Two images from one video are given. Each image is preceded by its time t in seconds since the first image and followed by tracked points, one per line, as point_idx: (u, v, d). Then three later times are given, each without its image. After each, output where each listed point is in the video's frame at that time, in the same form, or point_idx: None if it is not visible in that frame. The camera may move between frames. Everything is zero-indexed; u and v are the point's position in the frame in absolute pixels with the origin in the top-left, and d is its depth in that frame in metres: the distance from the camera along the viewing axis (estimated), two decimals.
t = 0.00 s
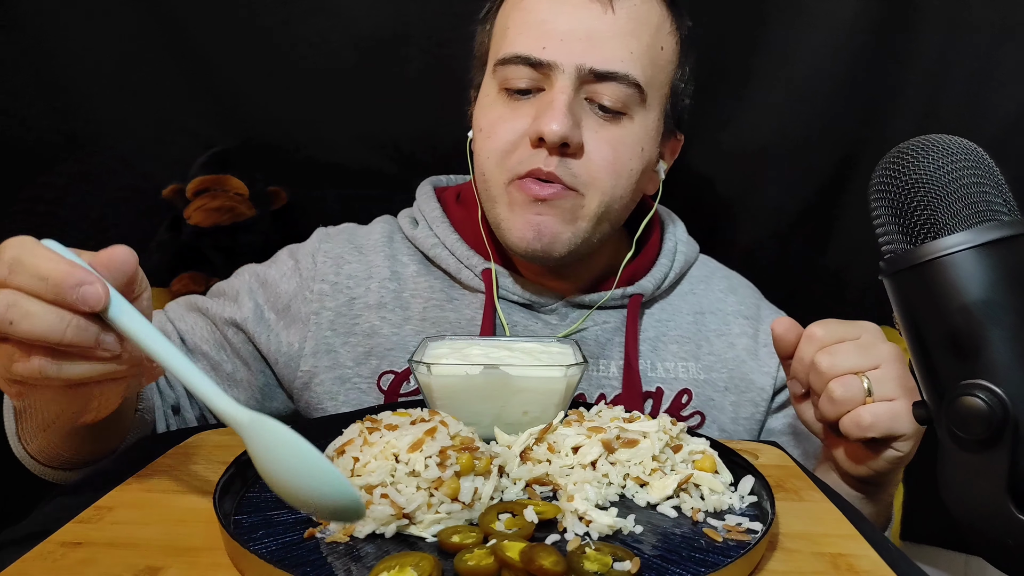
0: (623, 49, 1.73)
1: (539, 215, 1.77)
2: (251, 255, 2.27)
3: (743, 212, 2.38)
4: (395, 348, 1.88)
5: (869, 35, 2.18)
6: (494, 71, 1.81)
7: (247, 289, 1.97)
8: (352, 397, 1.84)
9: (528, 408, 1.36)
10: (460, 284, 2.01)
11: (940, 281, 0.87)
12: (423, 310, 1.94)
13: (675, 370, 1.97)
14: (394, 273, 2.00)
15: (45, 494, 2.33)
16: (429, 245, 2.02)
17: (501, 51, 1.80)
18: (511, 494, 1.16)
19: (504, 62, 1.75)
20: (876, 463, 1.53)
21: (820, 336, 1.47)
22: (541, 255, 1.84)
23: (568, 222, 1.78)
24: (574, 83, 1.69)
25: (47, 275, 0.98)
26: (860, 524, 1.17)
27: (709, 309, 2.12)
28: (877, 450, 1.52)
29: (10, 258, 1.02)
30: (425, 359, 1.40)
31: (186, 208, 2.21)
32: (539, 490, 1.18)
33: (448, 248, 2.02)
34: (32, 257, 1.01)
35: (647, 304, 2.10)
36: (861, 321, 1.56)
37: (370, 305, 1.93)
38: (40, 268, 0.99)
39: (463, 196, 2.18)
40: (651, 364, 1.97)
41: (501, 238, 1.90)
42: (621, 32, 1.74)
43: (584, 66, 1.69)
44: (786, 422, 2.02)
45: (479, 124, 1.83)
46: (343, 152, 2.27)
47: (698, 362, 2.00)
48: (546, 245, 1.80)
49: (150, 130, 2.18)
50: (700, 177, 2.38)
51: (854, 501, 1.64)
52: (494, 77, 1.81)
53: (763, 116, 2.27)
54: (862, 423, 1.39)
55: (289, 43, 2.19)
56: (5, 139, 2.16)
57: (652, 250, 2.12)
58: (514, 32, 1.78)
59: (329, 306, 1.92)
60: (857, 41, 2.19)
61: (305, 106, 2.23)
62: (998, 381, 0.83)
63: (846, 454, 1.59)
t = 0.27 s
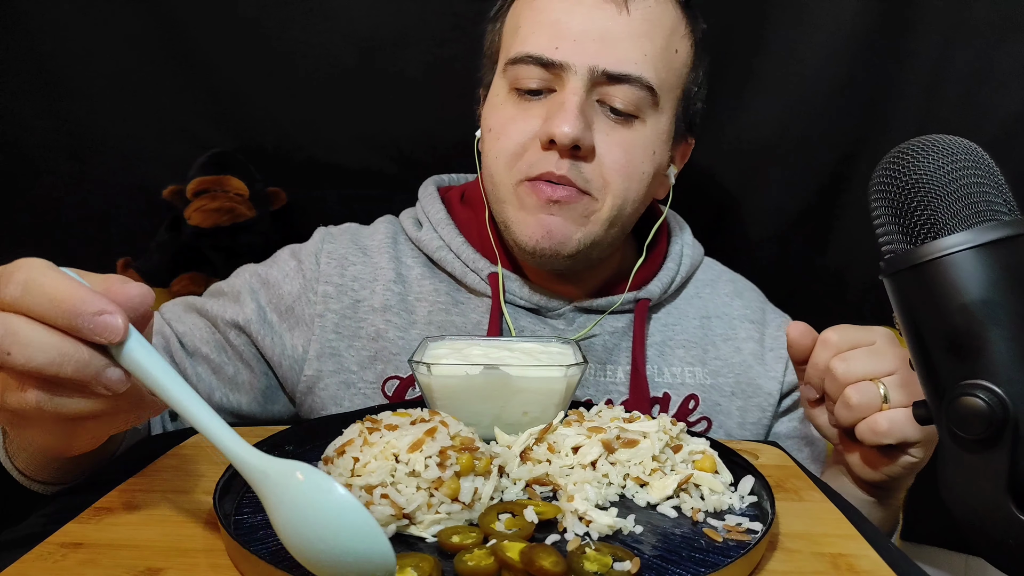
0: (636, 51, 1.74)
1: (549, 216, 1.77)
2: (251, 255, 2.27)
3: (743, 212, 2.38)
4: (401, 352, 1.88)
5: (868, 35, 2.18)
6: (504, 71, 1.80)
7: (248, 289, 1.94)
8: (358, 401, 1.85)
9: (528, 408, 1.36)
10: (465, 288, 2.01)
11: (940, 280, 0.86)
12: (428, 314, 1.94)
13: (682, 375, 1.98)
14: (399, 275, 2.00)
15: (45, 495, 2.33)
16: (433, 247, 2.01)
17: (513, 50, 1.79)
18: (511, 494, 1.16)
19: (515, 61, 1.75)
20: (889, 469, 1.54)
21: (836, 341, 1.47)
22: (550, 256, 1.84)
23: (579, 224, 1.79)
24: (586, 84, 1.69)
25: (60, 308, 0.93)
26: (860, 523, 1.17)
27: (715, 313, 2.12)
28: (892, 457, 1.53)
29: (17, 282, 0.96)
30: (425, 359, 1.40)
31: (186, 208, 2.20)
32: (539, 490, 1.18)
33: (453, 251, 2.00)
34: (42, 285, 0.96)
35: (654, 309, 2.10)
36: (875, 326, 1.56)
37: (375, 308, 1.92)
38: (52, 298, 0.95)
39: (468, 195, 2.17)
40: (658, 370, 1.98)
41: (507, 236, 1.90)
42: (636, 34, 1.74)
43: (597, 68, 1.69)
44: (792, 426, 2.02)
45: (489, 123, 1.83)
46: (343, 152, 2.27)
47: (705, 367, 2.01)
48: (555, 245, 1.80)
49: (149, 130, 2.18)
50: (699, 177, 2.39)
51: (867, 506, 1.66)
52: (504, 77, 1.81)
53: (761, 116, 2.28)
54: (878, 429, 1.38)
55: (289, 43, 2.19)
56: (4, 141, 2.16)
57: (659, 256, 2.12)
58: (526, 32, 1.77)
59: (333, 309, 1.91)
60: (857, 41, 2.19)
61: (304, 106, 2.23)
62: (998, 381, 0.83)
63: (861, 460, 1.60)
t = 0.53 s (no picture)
0: (640, 52, 1.74)
1: (549, 213, 1.77)
2: (251, 255, 2.27)
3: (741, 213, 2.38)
4: (403, 353, 1.90)
5: (866, 34, 2.18)
6: (507, 72, 1.80)
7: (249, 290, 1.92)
8: (359, 403, 1.87)
9: (528, 408, 1.36)
10: (468, 290, 2.01)
11: (940, 281, 0.87)
12: (431, 316, 1.95)
13: (684, 378, 1.98)
14: (401, 276, 1.99)
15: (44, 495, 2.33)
16: (436, 248, 2.00)
17: (517, 51, 1.79)
18: (511, 494, 1.16)
19: (520, 62, 1.75)
20: (894, 469, 1.56)
21: (841, 341, 1.48)
22: (550, 252, 1.84)
23: (578, 224, 1.79)
24: (589, 86, 1.68)
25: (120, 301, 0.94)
26: (859, 521, 1.17)
27: (718, 316, 2.12)
28: (896, 456, 1.54)
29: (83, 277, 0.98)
30: (425, 359, 1.40)
31: (186, 208, 2.20)
32: (539, 490, 1.18)
33: (455, 252, 2.00)
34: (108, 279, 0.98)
35: (657, 312, 2.10)
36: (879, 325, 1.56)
37: (377, 310, 1.93)
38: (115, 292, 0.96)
39: (470, 196, 2.19)
40: (660, 373, 1.99)
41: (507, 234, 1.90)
42: (640, 36, 1.74)
43: (601, 69, 1.69)
44: (793, 428, 2.03)
45: (492, 124, 1.83)
46: (342, 153, 2.27)
47: (707, 370, 2.01)
48: (555, 242, 1.80)
49: (147, 130, 2.18)
50: (698, 177, 2.40)
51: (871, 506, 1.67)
52: (508, 78, 1.81)
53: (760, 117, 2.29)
54: (883, 429, 1.39)
55: (287, 43, 2.18)
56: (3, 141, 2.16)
57: (661, 258, 2.13)
58: (530, 32, 1.77)
59: (336, 310, 1.91)
60: (856, 42, 2.19)
61: (303, 106, 2.23)
62: (997, 381, 0.83)
63: (866, 459, 1.61)
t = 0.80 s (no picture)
0: (640, 53, 1.74)
1: (550, 216, 1.77)
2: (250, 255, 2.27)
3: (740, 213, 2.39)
4: (404, 352, 1.89)
5: (866, 35, 2.19)
6: (508, 73, 1.80)
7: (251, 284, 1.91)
8: (359, 402, 1.87)
9: (528, 408, 1.36)
10: (469, 289, 2.01)
11: (940, 281, 0.87)
12: (432, 315, 1.95)
13: (684, 379, 1.98)
14: (402, 275, 1.99)
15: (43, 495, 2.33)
16: (437, 248, 2.00)
17: (517, 52, 1.79)
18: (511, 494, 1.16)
19: (520, 63, 1.75)
20: (892, 468, 1.56)
21: (840, 340, 1.48)
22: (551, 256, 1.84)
23: (580, 224, 1.79)
24: (589, 86, 1.69)
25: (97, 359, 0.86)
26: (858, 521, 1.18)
27: (718, 318, 2.12)
28: (895, 456, 1.54)
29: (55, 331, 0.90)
30: (425, 359, 1.40)
31: (185, 208, 2.14)
32: (539, 490, 1.19)
33: (456, 251, 2.00)
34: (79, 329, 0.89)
35: (657, 313, 2.11)
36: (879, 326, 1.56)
37: (379, 308, 1.93)
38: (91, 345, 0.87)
39: (472, 196, 2.18)
40: (660, 373, 1.99)
41: (508, 238, 1.90)
42: (640, 35, 1.74)
43: (601, 70, 1.69)
44: (793, 429, 2.03)
45: (493, 125, 1.83)
46: (341, 153, 2.27)
47: (707, 371, 2.01)
48: (555, 247, 1.81)
49: (147, 130, 2.18)
50: (697, 177, 2.40)
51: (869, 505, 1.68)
52: (508, 79, 1.81)
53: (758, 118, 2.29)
54: (882, 428, 1.39)
55: (287, 43, 2.18)
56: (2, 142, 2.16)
57: (662, 260, 2.13)
58: (530, 33, 1.77)
59: (337, 308, 1.91)
60: (855, 42, 2.19)
61: (302, 107, 2.23)
62: (997, 381, 0.84)
63: (865, 459, 1.61)
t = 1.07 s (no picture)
0: (641, 53, 1.74)
1: (556, 216, 1.77)
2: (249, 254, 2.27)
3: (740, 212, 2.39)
4: (405, 346, 1.88)
5: (867, 33, 2.18)
6: (509, 74, 1.80)
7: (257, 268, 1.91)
8: (361, 396, 1.85)
9: (528, 408, 1.36)
10: (470, 287, 2.01)
11: (941, 281, 0.86)
12: (434, 311, 1.95)
13: (683, 377, 1.98)
14: (406, 269, 2.00)
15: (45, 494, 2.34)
16: (438, 245, 2.01)
17: (518, 53, 1.79)
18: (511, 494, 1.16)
19: (521, 65, 1.75)
20: (890, 465, 1.56)
21: (839, 337, 1.49)
22: (555, 255, 1.84)
23: (584, 223, 1.79)
24: (592, 87, 1.69)
25: (33, 446, 0.79)
26: (858, 520, 1.18)
27: (717, 316, 2.12)
28: (893, 452, 1.54)
29: None
30: (425, 359, 1.40)
31: (185, 208, 2.13)
32: (539, 490, 1.18)
33: (457, 248, 2.00)
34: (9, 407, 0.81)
35: (657, 311, 2.10)
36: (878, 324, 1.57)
37: (383, 302, 1.93)
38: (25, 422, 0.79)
39: (473, 194, 2.18)
40: (659, 371, 1.98)
41: (512, 237, 1.90)
42: (640, 35, 1.74)
43: (602, 71, 1.69)
44: (792, 428, 2.03)
45: (494, 126, 1.83)
46: (341, 152, 2.27)
47: (706, 369, 2.01)
48: (561, 245, 1.81)
49: (147, 129, 2.18)
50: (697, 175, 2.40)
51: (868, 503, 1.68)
52: (509, 80, 1.80)
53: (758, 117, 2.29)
54: (880, 425, 1.38)
55: (287, 43, 2.18)
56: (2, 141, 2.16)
57: (662, 258, 2.13)
58: (532, 34, 1.77)
59: (343, 299, 1.91)
60: (855, 42, 2.19)
61: (302, 106, 2.23)
62: (997, 381, 0.83)
63: (863, 456, 1.61)
